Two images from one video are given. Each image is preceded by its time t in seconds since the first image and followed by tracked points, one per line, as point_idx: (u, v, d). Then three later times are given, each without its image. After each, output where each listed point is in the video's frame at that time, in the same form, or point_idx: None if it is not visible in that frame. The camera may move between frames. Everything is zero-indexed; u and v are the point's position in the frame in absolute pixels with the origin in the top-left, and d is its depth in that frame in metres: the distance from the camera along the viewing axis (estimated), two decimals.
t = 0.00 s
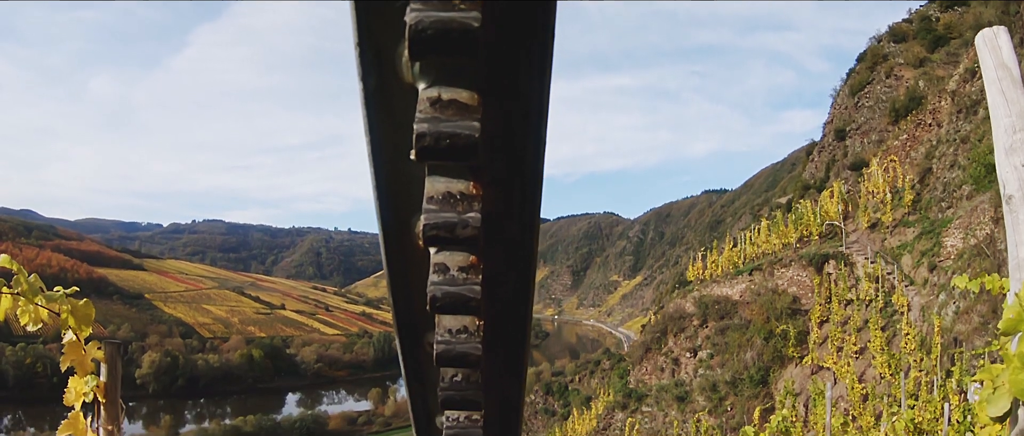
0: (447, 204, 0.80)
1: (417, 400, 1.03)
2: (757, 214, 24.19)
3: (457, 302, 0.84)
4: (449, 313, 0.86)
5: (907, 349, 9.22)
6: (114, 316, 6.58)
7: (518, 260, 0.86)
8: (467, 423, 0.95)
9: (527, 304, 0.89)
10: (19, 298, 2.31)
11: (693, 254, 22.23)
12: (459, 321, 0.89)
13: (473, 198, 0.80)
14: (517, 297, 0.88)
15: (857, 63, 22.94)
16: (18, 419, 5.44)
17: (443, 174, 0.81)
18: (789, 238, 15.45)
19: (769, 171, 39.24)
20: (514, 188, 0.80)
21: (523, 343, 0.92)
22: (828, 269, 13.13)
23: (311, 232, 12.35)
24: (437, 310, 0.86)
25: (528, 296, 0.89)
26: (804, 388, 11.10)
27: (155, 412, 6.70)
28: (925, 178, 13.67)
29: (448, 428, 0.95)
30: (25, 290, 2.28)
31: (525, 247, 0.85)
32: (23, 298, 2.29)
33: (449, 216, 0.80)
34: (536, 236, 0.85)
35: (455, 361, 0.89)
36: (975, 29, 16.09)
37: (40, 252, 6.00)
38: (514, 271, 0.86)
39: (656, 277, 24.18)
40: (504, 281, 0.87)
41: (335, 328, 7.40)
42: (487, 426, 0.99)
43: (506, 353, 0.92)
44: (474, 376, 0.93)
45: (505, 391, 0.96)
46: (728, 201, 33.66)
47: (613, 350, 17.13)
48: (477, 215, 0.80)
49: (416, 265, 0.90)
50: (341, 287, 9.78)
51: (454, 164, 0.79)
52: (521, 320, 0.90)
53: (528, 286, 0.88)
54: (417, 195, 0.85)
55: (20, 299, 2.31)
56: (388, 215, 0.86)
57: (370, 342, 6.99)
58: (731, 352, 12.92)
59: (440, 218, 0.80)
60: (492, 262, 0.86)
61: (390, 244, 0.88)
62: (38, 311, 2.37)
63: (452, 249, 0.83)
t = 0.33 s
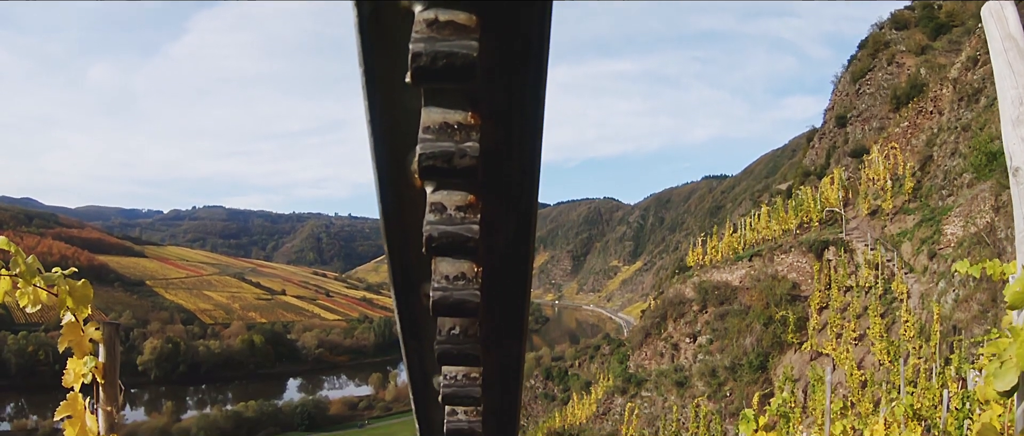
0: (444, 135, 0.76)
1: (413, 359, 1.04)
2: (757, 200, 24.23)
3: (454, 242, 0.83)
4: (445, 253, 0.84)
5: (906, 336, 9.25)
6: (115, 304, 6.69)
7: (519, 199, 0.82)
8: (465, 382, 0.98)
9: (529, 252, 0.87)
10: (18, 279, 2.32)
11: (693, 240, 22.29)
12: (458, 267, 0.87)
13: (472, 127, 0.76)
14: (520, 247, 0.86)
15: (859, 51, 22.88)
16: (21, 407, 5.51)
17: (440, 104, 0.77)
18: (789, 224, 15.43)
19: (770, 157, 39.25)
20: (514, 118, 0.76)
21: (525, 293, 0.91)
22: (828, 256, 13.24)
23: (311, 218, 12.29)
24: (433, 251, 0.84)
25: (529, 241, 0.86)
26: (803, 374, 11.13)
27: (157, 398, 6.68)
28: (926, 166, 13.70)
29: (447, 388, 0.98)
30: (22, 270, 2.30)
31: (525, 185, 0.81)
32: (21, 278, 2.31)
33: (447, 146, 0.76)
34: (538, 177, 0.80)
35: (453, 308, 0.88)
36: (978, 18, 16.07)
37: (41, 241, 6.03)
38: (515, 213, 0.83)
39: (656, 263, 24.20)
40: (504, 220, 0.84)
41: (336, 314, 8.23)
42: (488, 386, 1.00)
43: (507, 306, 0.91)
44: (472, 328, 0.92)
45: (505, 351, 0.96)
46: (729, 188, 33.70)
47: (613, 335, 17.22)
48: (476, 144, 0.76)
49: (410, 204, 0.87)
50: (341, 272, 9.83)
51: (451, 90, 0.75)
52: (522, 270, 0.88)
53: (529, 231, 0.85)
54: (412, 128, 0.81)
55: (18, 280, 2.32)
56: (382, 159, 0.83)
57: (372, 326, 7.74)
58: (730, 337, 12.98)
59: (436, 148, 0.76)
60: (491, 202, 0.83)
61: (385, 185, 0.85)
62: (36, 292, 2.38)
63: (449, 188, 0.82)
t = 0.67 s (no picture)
0: (450, 59, 0.70)
1: (413, 316, 0.97)
2: (756, 186, 24.27)
3: (458, 178, 0.75)
4: (449, 192, 0.78)
5: (905, 323, 9.27)
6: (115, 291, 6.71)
7: (527, 138, 0.76)
8: (468, 339, 0.94)
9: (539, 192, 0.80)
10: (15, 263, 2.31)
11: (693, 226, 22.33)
12: (462, 209, 0.80)
13: (480, 54, 0.70)
14: (528, 193, 0.80)
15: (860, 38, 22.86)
16: (22, 396, 5.50)
17: (446, 30, 0.70)
18: (789, 211, 15.37)
19: (769, 143, 39.32)
20: (525, 45, 0.70)
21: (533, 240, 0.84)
22: (828, 242, 13.28)
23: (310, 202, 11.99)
24: (437, 189, 0.77)
25: (540, 181, 0.79)
26: (803, 360, 11.25)
27: (158, 385, 6.79)
28: (926, 154, 13.75)
29: (450, 344, 0.95)
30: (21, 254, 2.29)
31: (534, 117, 0.74)
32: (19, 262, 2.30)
33: (453, 71, 0.70)
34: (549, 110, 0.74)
35: (457, 256, 0.82)
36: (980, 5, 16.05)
37: (41, 231, 6.16)
38: (525, 155, 0.77)
39: (656, 249, 24.33)
40: (512, 163, 0.78)
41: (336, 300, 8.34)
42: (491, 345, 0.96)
43: (515, 255, 0.85)
44: (477, 278, 0.86)
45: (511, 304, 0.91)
46: (729, 174, 33.81)
47: (612, 320, 17.35)
48: (484, 71, 0.70)
49: (412, 144, 0.79)
50: (341, 258, 9.88)
51: (457, 16, 0.69)
52: (530, 219, 0.82)
53: (540, 171, 0.79)
54: (414, 62, 0.74)
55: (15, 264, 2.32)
56: (383, 90, 0.76)
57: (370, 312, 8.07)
58: (728, 322, 13.18)
59: (441, 73, 0.70)
60: (500, 139, 0.76)
61: (385, 120, 0.77)
62: (34, 276, 2.40)
63: (454, 120, 0.75)
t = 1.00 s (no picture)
0: None
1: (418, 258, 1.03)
2: (756, 173, 24.28)
3: (462, 105, 0.81)
4: (452, 122, 0.83)
5: (904, 311, 9.28)
6: (116, 278, 6.75)
7: (531, 67, 0.80)
8: (471, 291, 1.02)
9: (537, 144, 0.85)
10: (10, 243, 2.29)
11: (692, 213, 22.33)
12: (465, 148, 0.87)
13: None
14: (524, 149, 0.86)
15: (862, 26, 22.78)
16: (24, 384, 5.50)
17: None
18: (789, 198, 15.36)
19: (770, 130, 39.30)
20: None
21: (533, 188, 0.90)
22: (828, 229, 13.38)
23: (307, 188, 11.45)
24: (440, 117, 0.83)
25: (540, 122, 0.84)
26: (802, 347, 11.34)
27: (159, 372, 6.90)
28: (927, 141, 13.77)
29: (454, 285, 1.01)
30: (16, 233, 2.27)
31: (539, 51, 0.78)
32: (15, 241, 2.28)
33: None
34: (554, 53, 0.78)
35: (458, 196, 0.88)
36: None
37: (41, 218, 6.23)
38: (530, 88, 0.82)
39: (656, 235, 24.41)
40: (509, 109, 0.83)
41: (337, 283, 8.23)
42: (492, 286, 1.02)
43: (513, 199, 0.91)
44: (479, 222, 0.93)
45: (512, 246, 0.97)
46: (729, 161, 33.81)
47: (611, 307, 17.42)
48: None
49: (415, 79, 0.84)
50: (341, 243, 9.94)
51: None
52: (533, 176, 0.89)
53: (543, 112, 0.83)
54: None
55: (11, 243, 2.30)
56: (384, 22, 0.79)
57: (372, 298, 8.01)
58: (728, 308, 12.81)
59: None
60: (501, 72, 0.81)
61: (388, 58, 0.82)
62: (33, 258, 2.40)
63: (458, 49, 0.80)
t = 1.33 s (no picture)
0: None
1: (406, 224, 0.80)
2: (756, 161, 24.27)
3: (458, 29, 0.58)
4: (446, 51, 0.60)
5: (903, 298, 9.25)
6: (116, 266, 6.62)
7: None
8: (466, 243, 0.77)
9: (545, 68, 0.61)
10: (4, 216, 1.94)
11: (693, 199, 22.33)
12: (460, 80, 0.63)
13: None
14: (527, 84, 0.63)
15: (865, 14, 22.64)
16: (25, 372, 5.55)
17: None
18: (789, 185, 15.35)
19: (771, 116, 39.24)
20: None
21: (540, 138, 0.67)
22: (828, 216, 13.17)
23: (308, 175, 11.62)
24: (431, 44, 0.59)
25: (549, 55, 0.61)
26: (801, 334, 11.38)
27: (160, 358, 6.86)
28: (928, 130, 13.76)
29: (446, 249, 0.77)
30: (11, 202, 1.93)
31: None
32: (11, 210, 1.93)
33: None
34: None
35: (451, 133, 0.64)
36: None
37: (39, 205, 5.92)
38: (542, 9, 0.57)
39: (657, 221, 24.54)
40: (516, 30, 0.60)
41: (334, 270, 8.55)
42: (491, 257, 0.79)
43: (521, 150, 0.67)
44: (478, 165, 0.69)
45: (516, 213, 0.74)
46: (730, 147, 33.81)
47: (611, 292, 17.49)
48: None
49: None
50: (341, 229, 9.92)
51: None
52: (537, 119, 0.65)
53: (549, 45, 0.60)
54: None
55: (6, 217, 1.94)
56: None
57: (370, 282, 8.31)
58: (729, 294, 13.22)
59: None
60: None
61: None
62: (31, 238, 2.06)
63: None
